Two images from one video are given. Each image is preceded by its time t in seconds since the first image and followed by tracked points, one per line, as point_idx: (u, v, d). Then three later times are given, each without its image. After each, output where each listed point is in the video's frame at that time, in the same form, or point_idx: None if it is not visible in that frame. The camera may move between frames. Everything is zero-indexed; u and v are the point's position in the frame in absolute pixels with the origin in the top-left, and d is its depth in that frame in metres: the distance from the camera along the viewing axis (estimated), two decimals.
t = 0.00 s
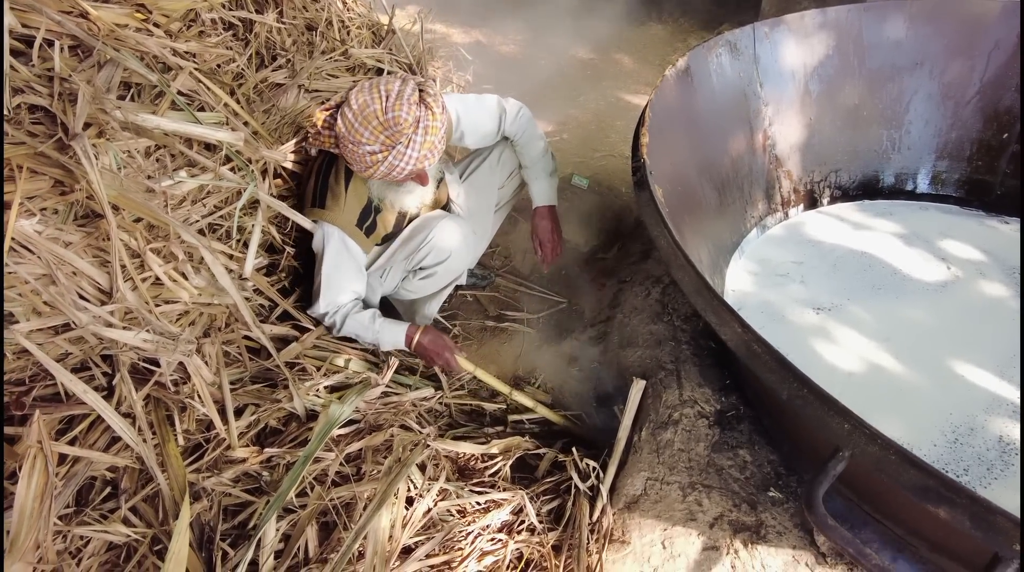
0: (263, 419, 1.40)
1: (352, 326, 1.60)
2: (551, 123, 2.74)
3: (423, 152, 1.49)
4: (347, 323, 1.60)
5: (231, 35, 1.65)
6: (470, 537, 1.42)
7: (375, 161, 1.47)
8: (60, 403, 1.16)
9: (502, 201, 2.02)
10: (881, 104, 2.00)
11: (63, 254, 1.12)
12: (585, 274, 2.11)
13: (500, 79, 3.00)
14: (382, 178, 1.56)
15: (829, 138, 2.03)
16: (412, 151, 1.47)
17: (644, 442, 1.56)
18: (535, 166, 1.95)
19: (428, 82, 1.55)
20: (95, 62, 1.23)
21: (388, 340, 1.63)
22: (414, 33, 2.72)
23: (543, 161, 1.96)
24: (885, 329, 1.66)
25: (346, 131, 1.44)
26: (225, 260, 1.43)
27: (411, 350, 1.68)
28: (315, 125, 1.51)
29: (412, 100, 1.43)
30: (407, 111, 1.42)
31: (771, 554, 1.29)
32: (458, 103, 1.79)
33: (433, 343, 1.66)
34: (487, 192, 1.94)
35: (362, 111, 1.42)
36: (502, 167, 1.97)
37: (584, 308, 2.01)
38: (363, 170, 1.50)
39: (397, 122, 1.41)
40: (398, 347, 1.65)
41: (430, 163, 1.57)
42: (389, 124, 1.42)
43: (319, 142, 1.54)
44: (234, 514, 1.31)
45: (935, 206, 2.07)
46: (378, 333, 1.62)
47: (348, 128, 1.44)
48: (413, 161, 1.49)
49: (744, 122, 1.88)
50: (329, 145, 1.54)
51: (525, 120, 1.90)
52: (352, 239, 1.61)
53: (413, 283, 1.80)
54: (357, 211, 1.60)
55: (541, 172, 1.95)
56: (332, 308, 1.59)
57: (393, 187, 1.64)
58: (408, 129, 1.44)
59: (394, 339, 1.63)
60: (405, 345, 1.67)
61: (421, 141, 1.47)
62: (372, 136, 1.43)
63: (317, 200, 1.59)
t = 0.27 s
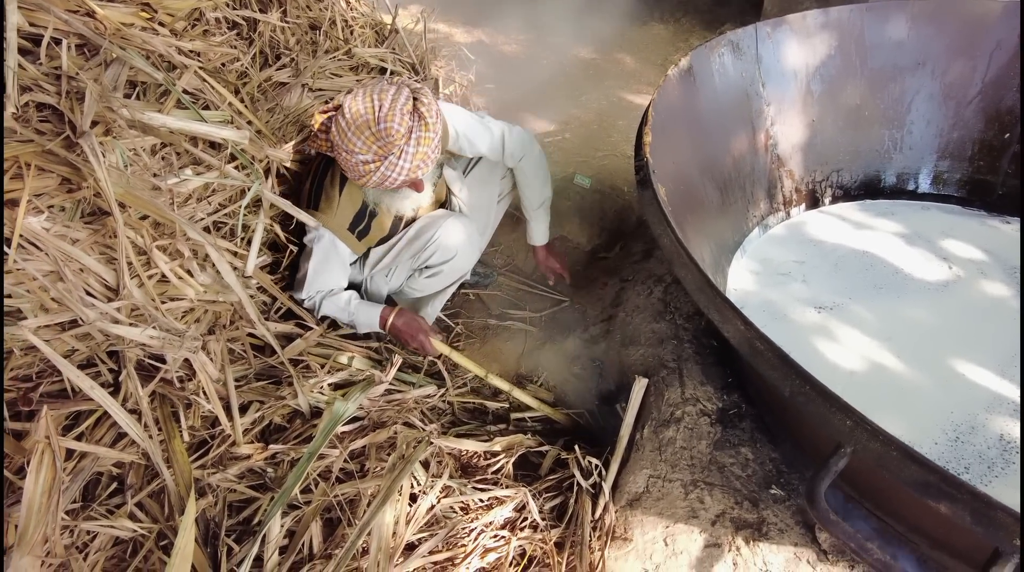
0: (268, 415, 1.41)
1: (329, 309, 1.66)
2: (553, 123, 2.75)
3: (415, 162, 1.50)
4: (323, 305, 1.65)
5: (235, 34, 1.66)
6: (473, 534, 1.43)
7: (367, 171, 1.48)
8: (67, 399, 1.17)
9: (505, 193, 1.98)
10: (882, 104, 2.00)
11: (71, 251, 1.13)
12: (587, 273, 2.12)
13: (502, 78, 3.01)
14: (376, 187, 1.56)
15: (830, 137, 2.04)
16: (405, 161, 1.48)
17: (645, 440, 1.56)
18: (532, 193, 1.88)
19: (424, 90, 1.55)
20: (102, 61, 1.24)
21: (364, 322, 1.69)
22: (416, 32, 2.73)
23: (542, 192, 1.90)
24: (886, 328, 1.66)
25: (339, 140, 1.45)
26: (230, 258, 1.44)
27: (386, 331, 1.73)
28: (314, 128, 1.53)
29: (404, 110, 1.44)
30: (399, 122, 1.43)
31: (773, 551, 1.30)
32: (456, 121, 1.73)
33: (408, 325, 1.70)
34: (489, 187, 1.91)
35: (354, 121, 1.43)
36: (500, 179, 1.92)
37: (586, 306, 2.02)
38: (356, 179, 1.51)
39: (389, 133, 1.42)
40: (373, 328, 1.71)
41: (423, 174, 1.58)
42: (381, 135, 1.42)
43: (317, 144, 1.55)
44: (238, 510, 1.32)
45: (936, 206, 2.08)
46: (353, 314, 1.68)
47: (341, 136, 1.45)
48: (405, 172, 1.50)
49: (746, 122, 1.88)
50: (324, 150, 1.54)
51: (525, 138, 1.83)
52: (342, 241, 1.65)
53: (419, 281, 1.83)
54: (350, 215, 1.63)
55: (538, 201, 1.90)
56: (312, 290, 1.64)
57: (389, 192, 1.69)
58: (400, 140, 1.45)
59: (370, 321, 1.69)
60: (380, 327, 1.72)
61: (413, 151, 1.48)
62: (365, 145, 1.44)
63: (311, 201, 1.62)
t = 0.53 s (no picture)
0: (274, 413, 1.42)
1: (316, 297, 1.66)
2: (555, 122, 2.76)
3: (416, 170, 1.51)
4: (313, 293, 1.65)
5: (241, 34, 1.67)
6: (478, 530, 1.44)
7: (369, 178, 1.48)
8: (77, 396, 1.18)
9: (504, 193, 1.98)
10: (884, 104, 2.02)
11: (82, 249, 1.14)
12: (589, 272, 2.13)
13: (504, 78, 3.02)
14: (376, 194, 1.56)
15: (832, 138, 2.05)
16: (405, 169, 1.49)
17: (649, 438, 1.58)
18: (513, 218, 1.88)
19: (426, 95, 1.55)
20: (112, 60, 1.25)
21: (352, 312, 1.70)
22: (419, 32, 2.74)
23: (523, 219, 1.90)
24: (888, 326, 1.68)
25: (340, 146, 1.44)
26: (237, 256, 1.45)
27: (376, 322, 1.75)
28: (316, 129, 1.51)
29: (406, 119, 1.44)
30: (400, 131, 1.43)
31: (777, 548, 1.31)
32: (452, 138, 1.69)
33: (396, 314, 1.71)
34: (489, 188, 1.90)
35: (355, 128, 1.42)
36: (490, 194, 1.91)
37: (589, 305, 2.03)
38: (357, 184, 1.51)
39: (391, 142, 1.42)
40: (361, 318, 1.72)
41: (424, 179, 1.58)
42: (382, 144, 1.42)
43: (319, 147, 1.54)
44: (246, 507, 1.32)
45: (937, 206, 2.09)
46: (342, 303, 1.68)
47: (342, 143, 1.43)
48: (406, 179, 1.51)
49: (749, 122, 1.90)
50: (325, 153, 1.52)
51: (512, 160, 1.80)
52: (342, 244, 1.66)
53: (426, 281, 1.86)
54: (351, 219, 1.63)
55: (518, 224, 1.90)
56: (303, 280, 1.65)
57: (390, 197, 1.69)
58: (402, 149, 1.45)
59: (358, 310, 1.70)
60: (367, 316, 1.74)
61: (414, 160, 1.48)
62: (367, 153, 1.43)
63: (313, 203, 1.63)
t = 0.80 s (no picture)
0: (288, 407, 1.43)
1: (320, 291, 1.67)
2: (559, 121, 2.77)
3: (425, 171, 1.51)
4: (316, 288, 1.66)
5: (250, 33, 1.68)
6: (489, 523, 1.45)
7: (377, 178, 1.48)
8: (95, 390, 1.19)
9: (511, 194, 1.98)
10: (887, 103, 2.03)
11: (101, 243, 1.15)
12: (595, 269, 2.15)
13: (507, 77, 3.04)
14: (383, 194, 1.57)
15: (836, 136, 2.07)
16: (413, 170, 1.49)
17: (657, 433, 1.59)
18: (506, 224, 1.89)
19: (434, 94, 1.54)
20: (128, 57, 1.26)
21: (353, 306, 1.71)
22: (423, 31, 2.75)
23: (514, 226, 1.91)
24: (893, 322, 1.69)
25: (348, 147, 1.45)
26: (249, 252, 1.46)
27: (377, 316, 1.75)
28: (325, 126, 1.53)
29: (414, 119, 1.43)
30: (408, 131, 1.42)
31: (785, 539, 1.33)
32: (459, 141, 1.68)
33: (397, 308, 1.72)
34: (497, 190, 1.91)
35: (363, 129, 1.42)
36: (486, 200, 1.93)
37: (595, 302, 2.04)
38: (366, 185, 1.51)
39: (399, 143, 1.42)
40: (362, 312, 1.73)
41: (433, 179, 1.58)
42: (390, 144, 1.42)
43: (327, 144, 1.55)
44: (260, 500, 1.33)
45: (940, 204, 2.11)
46: (344, 298, 1.70)
47: (351, 143, 1.44)
48: (414, 180, 1.51)
49: (755, 120, 1.91)
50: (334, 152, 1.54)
51: (509, 168, 1.82)
52: (349, 242, 1.66)
53: (435, 278, 1.87)
54: (359, 217, 1.63)
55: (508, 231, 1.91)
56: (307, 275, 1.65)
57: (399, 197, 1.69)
58: (409, 150, 1.45)
59: (358, 304, 1.71)
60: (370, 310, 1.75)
61: (422, 161, 1.48)
62: (374, 154, 1.43)
63: (321, 200, 1.62)
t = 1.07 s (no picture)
0: (307, 399, 1.44)
1: (325, 281, 1.67)
2: (566, 118, 2.78)
3: (442, 169, 1.51)
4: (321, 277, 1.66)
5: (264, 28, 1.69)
6: (506, 515, 1.46)
7: (394, 175, 1.49)
8: (119, 380, 1.21)
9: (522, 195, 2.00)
10: (895, 100, 2.05)
11: (126, 235, 1.16)
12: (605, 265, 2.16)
13: (514, 75, 3.05)
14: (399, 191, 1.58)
15: (845, 132, 2.08)
16: (431, 169, 1.49)
17: (671, 426, 1.59)
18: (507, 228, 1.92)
19: (452, 93, 1.54)
20: (150, 50, 1.27)
21: (357, 297, 1.71)
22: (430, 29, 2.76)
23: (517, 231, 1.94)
24: (904, 316, 1.70)
25: (368, 144, 1.46)
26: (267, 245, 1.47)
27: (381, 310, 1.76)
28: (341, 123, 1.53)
29: (432, 118, 1.43)
30: (427, 130, 1.42)
31: (800, 529, 1.33)
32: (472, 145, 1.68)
33: (401, 302, 1.73)
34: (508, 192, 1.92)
35: (382, 126, 1.43)
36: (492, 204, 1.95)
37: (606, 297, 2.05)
38: (384, 181, 1.52)
39: (416, 141, 1.42)
40: (365, 304, 1.73)
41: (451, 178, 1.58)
42: (408, 143, 1.42)
43: (343, 141, 1.56)
44: (280, 491, 1.35)
45: (947, 200, 2.13)
46: (348, 290, 1.70)
47: (370, 140, 1.45)
48: (431, 178, 1.51)
49: (765, 117, 1.93)
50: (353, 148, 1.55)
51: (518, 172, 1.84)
52: (361, 237, 1.66)
53: (445, 274, 1.87)
54: (371, 213, 1.64)
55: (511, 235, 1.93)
56: (315, 264, 1.67)
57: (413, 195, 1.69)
58: (427, 148, 1.45)
59: (363, 295, 1.72)
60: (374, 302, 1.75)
61: (439, 159, 1.48)
62: (392, 151, 1.44)
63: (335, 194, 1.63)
